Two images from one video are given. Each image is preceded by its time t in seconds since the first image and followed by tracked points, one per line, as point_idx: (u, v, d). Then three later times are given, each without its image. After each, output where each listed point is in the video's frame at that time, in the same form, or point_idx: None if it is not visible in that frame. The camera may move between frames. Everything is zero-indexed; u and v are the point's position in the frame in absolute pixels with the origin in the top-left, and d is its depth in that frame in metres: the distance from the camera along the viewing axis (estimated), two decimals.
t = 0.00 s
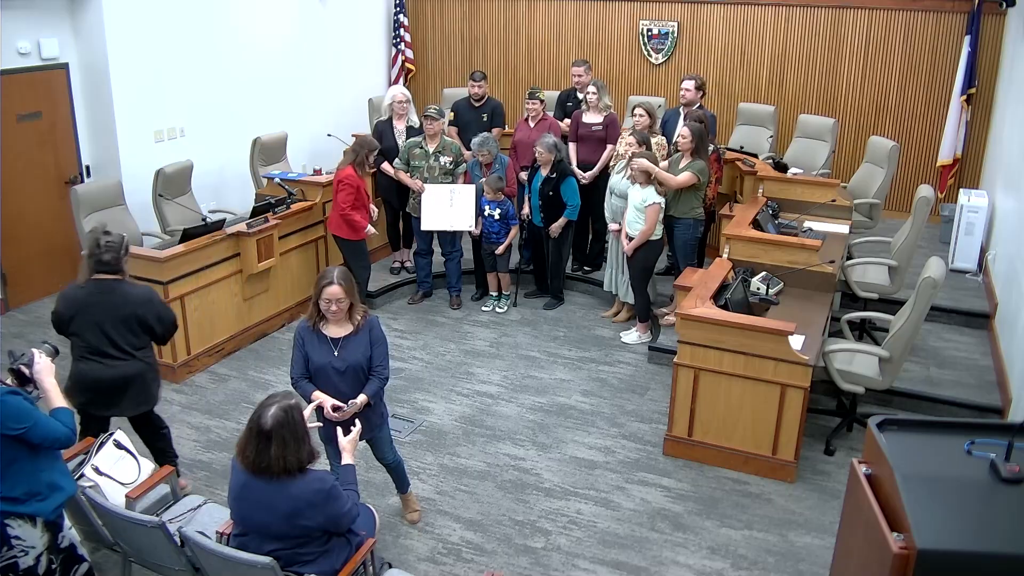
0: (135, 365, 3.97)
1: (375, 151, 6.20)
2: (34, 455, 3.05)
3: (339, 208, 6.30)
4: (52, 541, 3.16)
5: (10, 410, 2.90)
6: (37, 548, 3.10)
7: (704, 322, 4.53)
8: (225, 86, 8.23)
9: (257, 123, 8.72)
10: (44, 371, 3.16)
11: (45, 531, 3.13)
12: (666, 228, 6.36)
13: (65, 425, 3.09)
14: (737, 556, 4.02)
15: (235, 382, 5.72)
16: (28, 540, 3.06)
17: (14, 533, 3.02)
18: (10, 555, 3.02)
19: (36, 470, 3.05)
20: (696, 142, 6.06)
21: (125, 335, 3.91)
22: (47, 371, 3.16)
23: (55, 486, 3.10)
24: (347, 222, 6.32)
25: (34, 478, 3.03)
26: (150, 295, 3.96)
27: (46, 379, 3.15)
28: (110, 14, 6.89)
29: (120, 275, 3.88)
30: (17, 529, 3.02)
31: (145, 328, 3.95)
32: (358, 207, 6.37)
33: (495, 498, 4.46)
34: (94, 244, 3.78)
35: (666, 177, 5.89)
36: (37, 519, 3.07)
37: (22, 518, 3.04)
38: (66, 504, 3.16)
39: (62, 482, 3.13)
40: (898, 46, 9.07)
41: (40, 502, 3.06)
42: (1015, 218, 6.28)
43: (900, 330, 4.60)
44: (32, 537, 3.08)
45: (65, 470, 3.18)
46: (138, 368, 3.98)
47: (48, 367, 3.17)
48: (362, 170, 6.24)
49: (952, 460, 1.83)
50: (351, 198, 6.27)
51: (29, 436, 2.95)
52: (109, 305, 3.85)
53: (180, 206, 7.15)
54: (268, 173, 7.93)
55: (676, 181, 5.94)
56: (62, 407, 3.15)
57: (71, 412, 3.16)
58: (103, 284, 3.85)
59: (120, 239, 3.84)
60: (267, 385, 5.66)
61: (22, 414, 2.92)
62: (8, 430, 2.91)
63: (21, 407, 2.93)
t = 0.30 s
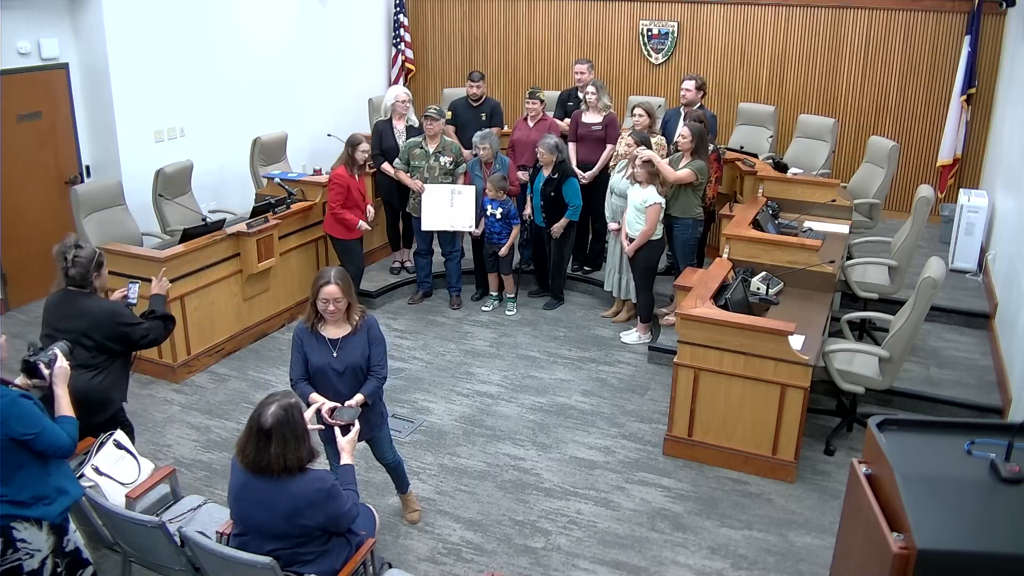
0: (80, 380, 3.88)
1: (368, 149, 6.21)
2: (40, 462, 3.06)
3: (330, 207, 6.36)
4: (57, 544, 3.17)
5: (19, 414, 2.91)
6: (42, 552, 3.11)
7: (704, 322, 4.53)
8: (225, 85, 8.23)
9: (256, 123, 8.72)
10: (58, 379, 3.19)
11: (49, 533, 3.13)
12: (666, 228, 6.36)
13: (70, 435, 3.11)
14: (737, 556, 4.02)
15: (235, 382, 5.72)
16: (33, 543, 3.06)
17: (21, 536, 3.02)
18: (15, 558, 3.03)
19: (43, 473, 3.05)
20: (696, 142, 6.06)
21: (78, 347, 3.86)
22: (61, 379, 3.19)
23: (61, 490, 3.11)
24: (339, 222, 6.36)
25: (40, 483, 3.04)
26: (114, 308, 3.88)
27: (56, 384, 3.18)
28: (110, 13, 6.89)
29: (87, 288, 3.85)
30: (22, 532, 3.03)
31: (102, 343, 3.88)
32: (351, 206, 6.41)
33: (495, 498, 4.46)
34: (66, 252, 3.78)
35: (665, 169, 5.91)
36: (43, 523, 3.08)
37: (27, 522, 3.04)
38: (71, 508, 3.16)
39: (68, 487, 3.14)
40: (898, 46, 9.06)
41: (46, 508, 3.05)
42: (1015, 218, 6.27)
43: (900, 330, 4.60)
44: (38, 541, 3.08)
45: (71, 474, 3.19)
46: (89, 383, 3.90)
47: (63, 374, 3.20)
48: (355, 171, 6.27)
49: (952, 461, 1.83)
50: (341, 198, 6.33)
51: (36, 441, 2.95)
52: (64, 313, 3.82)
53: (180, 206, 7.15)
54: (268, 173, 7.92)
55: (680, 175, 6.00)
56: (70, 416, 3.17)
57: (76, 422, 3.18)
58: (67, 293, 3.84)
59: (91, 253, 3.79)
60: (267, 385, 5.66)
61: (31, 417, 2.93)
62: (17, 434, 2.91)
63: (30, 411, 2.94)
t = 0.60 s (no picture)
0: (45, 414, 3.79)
1: (356, 141, 6.26)
2: (44, 461, 3.06)
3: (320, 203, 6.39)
4: (54, 545, 3.18)
5: (24, 412, 2.91)
6: (41, 553, 3.10)
7: (704, 322, 4.53)
8: (225, 85, 8.23)
9: (256, 123, 8.72)
10: (62, 373, 3.25)
11: (47, 535, 3.13)
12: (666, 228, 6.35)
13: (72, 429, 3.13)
14: (737, 556, 4.02)
15: (235, 382, 5.72)
16: (32, 544, 3.05)
17: (19, 538, 3.01)
18: (13, 559, 3.02)
19: (43, 474, 3.05)
20: (696, 142, 6.07)
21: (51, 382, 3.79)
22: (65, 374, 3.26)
23: (62, 491, 3.10)
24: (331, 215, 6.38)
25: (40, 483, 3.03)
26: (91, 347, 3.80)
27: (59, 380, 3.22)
28: (110, 13, 6.89)
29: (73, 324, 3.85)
30: (21, 534, 3.02)
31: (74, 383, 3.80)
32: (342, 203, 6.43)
33: (495, 498, 4.46)
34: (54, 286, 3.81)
35: (667, 169, 5.88)
36: (41, 525, 3.06)
37: (26, 523, 3.03)
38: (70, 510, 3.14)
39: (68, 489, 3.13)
40: (899, 46, 9.06)
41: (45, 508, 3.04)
42: (1015, 218, 6.27)
43: (900, 329, 4.60)
44: (36, 542, 3.07)
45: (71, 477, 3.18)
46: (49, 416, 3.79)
47: (66, 370, 3.26)
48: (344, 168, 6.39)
49: (951, 460, 1.83)
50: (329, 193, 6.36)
51: (40, 439, 2.96)
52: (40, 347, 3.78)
53: (180, 206, 7.15)
54: (268, 173, 7.92)
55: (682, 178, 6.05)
56: (72, 410, 3.20)
57: (78, 418, 3.21)
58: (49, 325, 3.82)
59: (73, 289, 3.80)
60: (267, 385, 5.66)
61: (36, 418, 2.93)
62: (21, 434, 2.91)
63: (34, 410, 2.94)
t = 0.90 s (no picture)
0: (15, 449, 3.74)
1: (354, 138, 6.28)
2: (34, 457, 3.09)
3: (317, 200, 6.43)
4: (45, 544, 3.19)
5: (7, 409, 2.94)
6: (32, 550, 3.09)
7: (704, 322, 4.53)
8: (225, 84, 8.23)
9: (256, 123, 8.72)
10: (49, 368, 3.27)
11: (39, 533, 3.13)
12: (666, 228, 6.36)
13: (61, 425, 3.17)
14: (737, 556, 4.02)
15: (236, 382, 5.72)
16: (23, 542, 3.05)
17: (9, 534, 3.02)
18: (5, 556, 3.03)
19: (31, 471, 3.07)
20: (695, 142, 6.06)
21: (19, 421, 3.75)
22: (52, 369, 3.27)
23: (51, 489, 3.11)
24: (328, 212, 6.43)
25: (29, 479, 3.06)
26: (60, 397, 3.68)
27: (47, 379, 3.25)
28: (110, 13, 6.89)
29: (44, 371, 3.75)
30: (11, 532, 3.02)
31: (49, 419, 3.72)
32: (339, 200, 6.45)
33: (495, 498, 4.46)
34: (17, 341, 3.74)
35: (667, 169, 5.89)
36: (31, 522, 3.07)
37: (18, 521, 3.04)
38: (61, 509, 3.15)
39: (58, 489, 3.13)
40: (899, 46, 9.06)
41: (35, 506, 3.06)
42: (1015, 218, 6.28)
43: (900, 329, 4.60)
44: (28, 539, 3.07)
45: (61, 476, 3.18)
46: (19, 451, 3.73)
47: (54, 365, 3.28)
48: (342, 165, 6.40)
49: (952, 461, 1.83)
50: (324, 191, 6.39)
51: (27, 434, 2.99)
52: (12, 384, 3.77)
53: (180, 206, 7.15)
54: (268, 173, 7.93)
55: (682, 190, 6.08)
56: (60, 406, 3.22)
57: (66, 413, 3.24)
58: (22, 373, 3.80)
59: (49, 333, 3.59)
60: (267, 385, 5.66)
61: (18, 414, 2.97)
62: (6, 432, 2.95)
63: (17, 407, 2.97)
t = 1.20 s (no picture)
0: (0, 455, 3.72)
1: (354, 138, 6.28)
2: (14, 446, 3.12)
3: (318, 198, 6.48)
4: (32, 537, 3.21)
5: None
6: (17, 543, 3.14)
7: (705, 322, 4.53)
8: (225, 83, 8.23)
9: (256, 123, 8.72)
10: (24, 348, 3.35)
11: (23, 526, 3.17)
12: (666, 228, 6.35)
13: (39, 405, 3.21)
14: (737, 556, 4.02)
15: (236, 382, 5.72)
16: (8, 536, 3.10)
17: None
18: None
19: (16, 463, 3.11)
20: (695, 142, 6.06)
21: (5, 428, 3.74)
22: (26, 350, 3.36)
23: (33, 481, 3.13)
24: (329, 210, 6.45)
25: (10, 467, 3.09)
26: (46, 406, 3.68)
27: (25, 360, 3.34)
28: (110, 13, 6.89)
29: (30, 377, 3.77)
30: None
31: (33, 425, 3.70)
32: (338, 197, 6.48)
33: (495, 498, 4.46)
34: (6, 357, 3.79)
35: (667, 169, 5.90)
36: (16, 516, 3.11)
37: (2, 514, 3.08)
38: (44, 501, 3.16)
39: (42, 479, 3.18)
40: (899, 46, 9.06)
41: (20, 496, 3.09)
42: (1015, 218, 6.27)
43: (901, 329, 4.60)
44: (13, 533, 3.12)
45: (44, 466, 3.22)
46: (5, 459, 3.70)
47: (30, 343, 3.37)
48: (342, 164, 6.43)
49: (951, 461, 1.83)
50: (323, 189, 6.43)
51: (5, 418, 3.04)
52: None
53: (180, 206, 7.15)
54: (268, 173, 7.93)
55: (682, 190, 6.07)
56: (41, 386, 3.29)
57: (47, 392, 3.29)
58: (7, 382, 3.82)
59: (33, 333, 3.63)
60: (267, 385, 5.66)
61: None
62: None
63: None
